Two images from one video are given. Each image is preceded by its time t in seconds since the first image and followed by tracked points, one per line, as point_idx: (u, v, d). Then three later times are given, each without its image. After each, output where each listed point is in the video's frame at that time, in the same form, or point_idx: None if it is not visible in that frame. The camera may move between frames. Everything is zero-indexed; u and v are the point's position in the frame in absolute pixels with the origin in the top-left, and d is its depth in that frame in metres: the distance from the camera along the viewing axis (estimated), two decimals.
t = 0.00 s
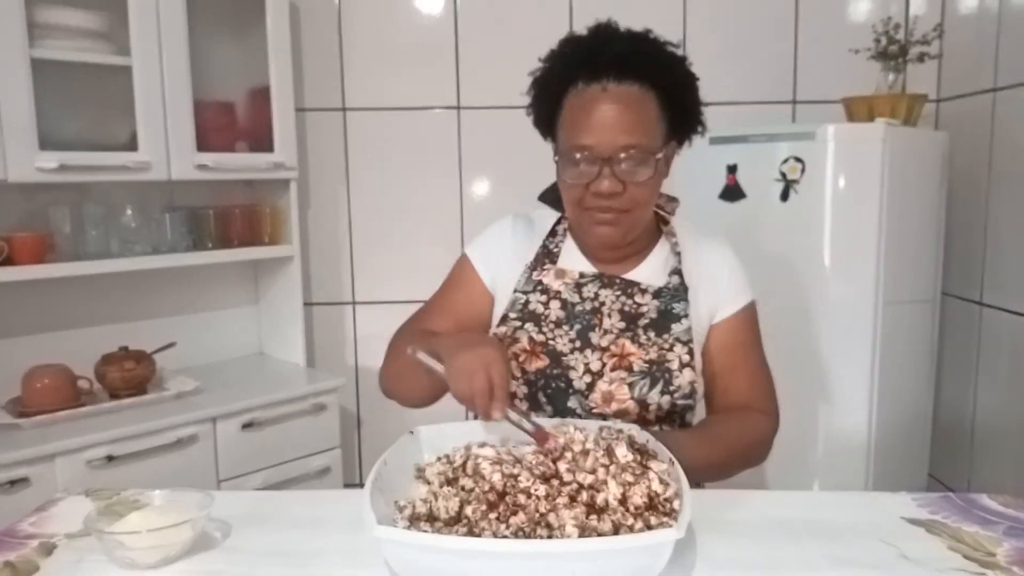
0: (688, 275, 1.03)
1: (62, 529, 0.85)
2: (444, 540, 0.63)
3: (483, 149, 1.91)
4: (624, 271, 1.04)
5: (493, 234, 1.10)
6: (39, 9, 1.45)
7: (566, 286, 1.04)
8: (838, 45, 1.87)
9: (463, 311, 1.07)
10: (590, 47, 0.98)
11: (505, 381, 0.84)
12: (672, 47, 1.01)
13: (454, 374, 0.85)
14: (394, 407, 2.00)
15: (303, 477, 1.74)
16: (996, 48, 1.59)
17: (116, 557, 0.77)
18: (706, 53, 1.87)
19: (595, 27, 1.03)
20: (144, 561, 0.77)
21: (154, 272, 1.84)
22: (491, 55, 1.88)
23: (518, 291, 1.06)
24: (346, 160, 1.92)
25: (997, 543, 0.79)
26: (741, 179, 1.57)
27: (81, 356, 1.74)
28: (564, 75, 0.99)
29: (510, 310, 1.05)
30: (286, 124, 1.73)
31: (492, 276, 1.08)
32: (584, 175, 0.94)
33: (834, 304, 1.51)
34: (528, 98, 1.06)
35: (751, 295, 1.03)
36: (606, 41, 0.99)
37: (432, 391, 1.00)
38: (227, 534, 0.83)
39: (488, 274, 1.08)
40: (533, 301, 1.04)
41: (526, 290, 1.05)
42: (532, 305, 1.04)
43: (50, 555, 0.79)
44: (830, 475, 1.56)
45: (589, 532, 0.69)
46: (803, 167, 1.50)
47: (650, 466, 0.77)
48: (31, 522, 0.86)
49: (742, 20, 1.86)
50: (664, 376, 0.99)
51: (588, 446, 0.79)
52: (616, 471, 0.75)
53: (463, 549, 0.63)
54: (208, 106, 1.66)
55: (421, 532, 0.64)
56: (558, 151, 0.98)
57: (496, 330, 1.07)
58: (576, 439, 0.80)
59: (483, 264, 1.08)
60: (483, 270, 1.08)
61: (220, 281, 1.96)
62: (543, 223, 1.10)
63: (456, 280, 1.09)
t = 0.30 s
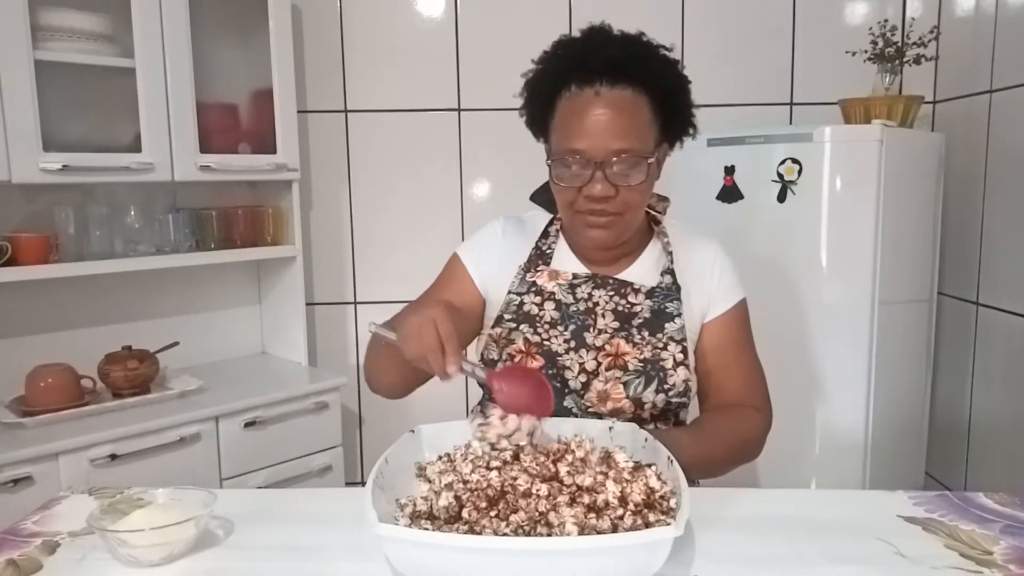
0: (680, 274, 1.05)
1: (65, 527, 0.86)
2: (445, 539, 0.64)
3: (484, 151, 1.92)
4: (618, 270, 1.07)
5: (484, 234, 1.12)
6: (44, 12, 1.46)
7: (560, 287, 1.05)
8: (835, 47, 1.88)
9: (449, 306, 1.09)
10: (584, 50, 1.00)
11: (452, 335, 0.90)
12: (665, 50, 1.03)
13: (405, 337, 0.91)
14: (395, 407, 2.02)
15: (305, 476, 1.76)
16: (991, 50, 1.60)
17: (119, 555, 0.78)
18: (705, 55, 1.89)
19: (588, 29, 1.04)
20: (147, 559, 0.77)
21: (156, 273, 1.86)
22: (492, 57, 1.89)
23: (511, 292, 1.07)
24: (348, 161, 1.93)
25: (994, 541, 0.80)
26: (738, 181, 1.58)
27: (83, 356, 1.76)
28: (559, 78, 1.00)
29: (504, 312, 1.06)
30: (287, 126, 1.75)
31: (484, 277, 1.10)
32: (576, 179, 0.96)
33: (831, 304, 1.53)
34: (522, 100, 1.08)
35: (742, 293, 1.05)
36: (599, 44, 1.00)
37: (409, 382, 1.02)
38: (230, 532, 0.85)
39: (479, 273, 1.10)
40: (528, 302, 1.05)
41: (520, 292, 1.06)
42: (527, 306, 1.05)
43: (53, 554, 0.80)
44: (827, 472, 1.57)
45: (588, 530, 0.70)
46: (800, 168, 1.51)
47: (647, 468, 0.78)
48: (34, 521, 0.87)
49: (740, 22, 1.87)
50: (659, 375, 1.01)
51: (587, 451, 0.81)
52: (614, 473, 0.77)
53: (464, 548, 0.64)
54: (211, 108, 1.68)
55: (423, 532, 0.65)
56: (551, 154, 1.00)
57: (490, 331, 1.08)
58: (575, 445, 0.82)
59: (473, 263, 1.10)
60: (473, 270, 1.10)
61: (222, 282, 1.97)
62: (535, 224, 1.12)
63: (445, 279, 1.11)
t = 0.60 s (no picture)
0: (672, 271, 1.06)
1: (65, 527, 0.86)
2: (445, 539, 0.64)
3: (483, 151, 1.92)
4: (610, 269, 1.07)
5: (477, 232, 1.09)
6: (45, 12, 1.46)
7: (552, 286, 1.04)
8: (835, 47, 1.88)
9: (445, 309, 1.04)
10: (569, 50, 0.99)
11: (503, 394, 0.79)
12: (651, 48, 1.03)
13: (449, 382, 0.80)
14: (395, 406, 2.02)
15: (306, 476, 1.76)
16: (991, 50, 1.60)
17: (119, 556, 0.78)
18: (705, 55, 1.89)
19: (573, 29, 1.04)
20: (146, 559, 0.77)
21: (157, 273, 1.86)
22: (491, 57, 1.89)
23: (503, 293, 1.06)
24: (348, 161, 1.93)
25: (994, 541, 0.80)
26: (739, 181, 1.59)
27: (83, 356, 1.76)
28: (545, 78, 1.00)
29: (497, 312, 1.05)
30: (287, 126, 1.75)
31: (479, 278, 1.06)
32: (566, 178, 0.96)
33: (831, 304, 1.53)
34: (509, 100, 1.07)
35: (732, 290, 1.06)
36: (585, 43, 1.00)
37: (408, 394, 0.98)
38: (229, 531, 0.85)
39: (476, 274, 1.06)
40: (521, 302, 1.04)
41: (512, 292, 1.05)
42: (520, 306, 1.04)
43: (53, 553, 0.80)
44: (828, 472, 1.57)
45: (587, 531, 0.70)
46: (800, 168, 1.51)
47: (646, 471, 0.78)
48: (34, 520, 0.87)
49: (740, 21, 1.87)
50: (653, 372, 1.01)
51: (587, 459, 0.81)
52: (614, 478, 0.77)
53: (463, 548, 0.64)
54: (211, 108, 1.68)
55: (423, 532, 0.65)
56: (540, 154, 0.99)
57: (483, 333, 1.06)
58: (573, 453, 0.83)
59: (468, 261, 1.06)
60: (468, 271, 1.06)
61: (222, 282, 1.97)
62: (525, 225, 1.11)
63: (437, 272, 1.06)
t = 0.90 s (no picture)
0: (665, 267, 1.07)
1: (65, 527, 0.86)
2: (443, 539, 0.64)
3: (484, 151, 1.93)
4: (604, 269, 1.08)
5: (467, 232, 1.09)
6: (44, 12, 1.46)
7: (550, 287, 1.04)
8: (836, 47, 1.88)
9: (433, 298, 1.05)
10: (564, 49, 1.00)
11: (490, 334, 0.82)
12: (643, 48, 1.03)
13: (433, 325, 0.81)
14: (395, 406, 2.02)
15: (306, 476, 1.76)
16: (991, 51, 1.60)
17: (119, 556, 0.78)
18: (705, 55, 1.89)
19: (566, 28, 1.04)
20: (146, 559, 0.77)
21: (157, 273, 1.86)
22: (491, 57, 1.89)
23: (502, 295, 1.05)
24: (348, 161, 1.93)
25: (993, 540, 0.80)
26: (739, 180, 1.59)
27: (84, 356, 1.76)
28: (540, 77, 1.00)
29: (496, 315, 1.04)
30: (287, 126, 1.75)
31: (470, 275, 1.07)
32: (565, 176, 0.96)
33: (831, 304, 1.53)
34: (500, 100, 1.07)
35: (720, 288, 1.09)
36: (580, 42, 1.00)
37: (391, 366, 0.94)
38: (229, 531, 0.85)
39: (466, 271, 1.07)
40: (519, 304, 1.04)
41: (511, 294, 1.05)
42: (519, 308, 1.04)
43: (53, 553, 0.80)
44: (828, 472, 1.57)
45: (585, 532, 0.70)
46: (800, 168, 1.51)
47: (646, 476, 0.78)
48: (34, 520, 0.87)
49: (740, 22, 1.87)
50: (656, 369, 1.00)
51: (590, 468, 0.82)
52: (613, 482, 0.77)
53: (461, 547, 0.64)
54: (211, 108, 1.68)
55: (422, 531, 0.65)
56: (537, 152, 0.99)
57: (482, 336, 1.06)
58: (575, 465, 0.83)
59: (458, 258, 1.07)
60: (460, 266, 1.07)
61: (222, 282, 1.97)
62: (516, 226, 1.11)
63: (426, 267, 1.08)
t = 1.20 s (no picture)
0: (661, 266, 1.07)
1: (65, 527, 0.86)
2: (443, 539, 0.64)
3: (484, 150, 1.93)
4: (600, 269, 1.07)
5: (463, 229, 1.06)
6: (43, 12, 1.46)
7: (547, 287, 1.03)
8: (836, 47, 1.88)
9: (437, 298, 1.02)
10: (557, 49, 0.99)
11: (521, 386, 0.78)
12: (636, 47, 1.03)
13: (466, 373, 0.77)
14: (395, 406, 2.02)
15: (306, 476, 1.76)
16: (991, 50, 1.60)
17: (119, 556, 0.78)
18: (704, 54, 1.89)
19: (558, 28, 1.04)
20: (146, 559, 0.77)
21: (157, 273, 1.86)
22: (491, 57, 1.89)
23: (497, 295, 1.04)
24: (348, 160, 1.93)
25: (993, 540, 0.80)
26: (739, 180, 1.58)
27: (84, 356, 1.76)
28: (533, 77, 1.00)
29: (492, 315, 1.03)
30: (287, 126, 1.75)
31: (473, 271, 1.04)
32: (559, 176, 0.96)
33: (831, 304, 1.52)
34: (493, 100, 1.07)
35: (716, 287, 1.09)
36: (573, 41, 1.00)
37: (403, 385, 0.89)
38: (229, 531, 0.85)
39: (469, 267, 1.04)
40: (516, 304, 1.03)
41: (507, 294, 1.04)
42: (515, 308, 1.03)
43: (53, 554, 0.80)
44: (828, 472, 1.57)
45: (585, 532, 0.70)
46: (800, 168, 1.51)
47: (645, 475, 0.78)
48: (33, 520, 0.87)
49: (739, 22, 1.87)
50: (652, 371, 1.01)
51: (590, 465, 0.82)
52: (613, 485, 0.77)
53: (461, 549, 0.64)
54: (211, 108, 1.68)
55: (423, 532, 0.65)
56: (531, 152, 0.99)
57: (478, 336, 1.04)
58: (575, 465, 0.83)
59: (462, 254, 1.03)
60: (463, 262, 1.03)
61: (222, 282, 1.97)
62: (512, 227, 1.10)
63: (426, 264, 1.03)
